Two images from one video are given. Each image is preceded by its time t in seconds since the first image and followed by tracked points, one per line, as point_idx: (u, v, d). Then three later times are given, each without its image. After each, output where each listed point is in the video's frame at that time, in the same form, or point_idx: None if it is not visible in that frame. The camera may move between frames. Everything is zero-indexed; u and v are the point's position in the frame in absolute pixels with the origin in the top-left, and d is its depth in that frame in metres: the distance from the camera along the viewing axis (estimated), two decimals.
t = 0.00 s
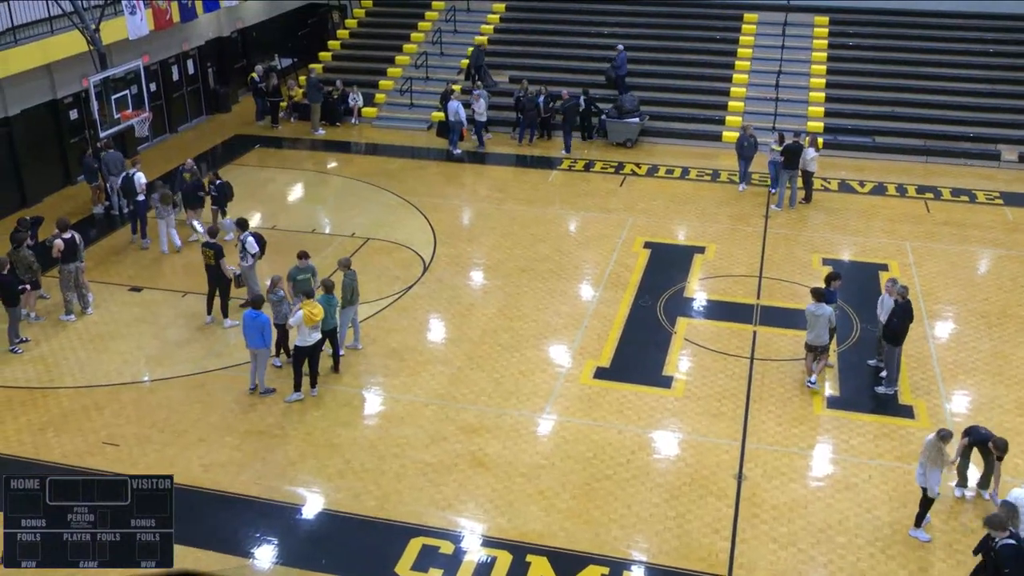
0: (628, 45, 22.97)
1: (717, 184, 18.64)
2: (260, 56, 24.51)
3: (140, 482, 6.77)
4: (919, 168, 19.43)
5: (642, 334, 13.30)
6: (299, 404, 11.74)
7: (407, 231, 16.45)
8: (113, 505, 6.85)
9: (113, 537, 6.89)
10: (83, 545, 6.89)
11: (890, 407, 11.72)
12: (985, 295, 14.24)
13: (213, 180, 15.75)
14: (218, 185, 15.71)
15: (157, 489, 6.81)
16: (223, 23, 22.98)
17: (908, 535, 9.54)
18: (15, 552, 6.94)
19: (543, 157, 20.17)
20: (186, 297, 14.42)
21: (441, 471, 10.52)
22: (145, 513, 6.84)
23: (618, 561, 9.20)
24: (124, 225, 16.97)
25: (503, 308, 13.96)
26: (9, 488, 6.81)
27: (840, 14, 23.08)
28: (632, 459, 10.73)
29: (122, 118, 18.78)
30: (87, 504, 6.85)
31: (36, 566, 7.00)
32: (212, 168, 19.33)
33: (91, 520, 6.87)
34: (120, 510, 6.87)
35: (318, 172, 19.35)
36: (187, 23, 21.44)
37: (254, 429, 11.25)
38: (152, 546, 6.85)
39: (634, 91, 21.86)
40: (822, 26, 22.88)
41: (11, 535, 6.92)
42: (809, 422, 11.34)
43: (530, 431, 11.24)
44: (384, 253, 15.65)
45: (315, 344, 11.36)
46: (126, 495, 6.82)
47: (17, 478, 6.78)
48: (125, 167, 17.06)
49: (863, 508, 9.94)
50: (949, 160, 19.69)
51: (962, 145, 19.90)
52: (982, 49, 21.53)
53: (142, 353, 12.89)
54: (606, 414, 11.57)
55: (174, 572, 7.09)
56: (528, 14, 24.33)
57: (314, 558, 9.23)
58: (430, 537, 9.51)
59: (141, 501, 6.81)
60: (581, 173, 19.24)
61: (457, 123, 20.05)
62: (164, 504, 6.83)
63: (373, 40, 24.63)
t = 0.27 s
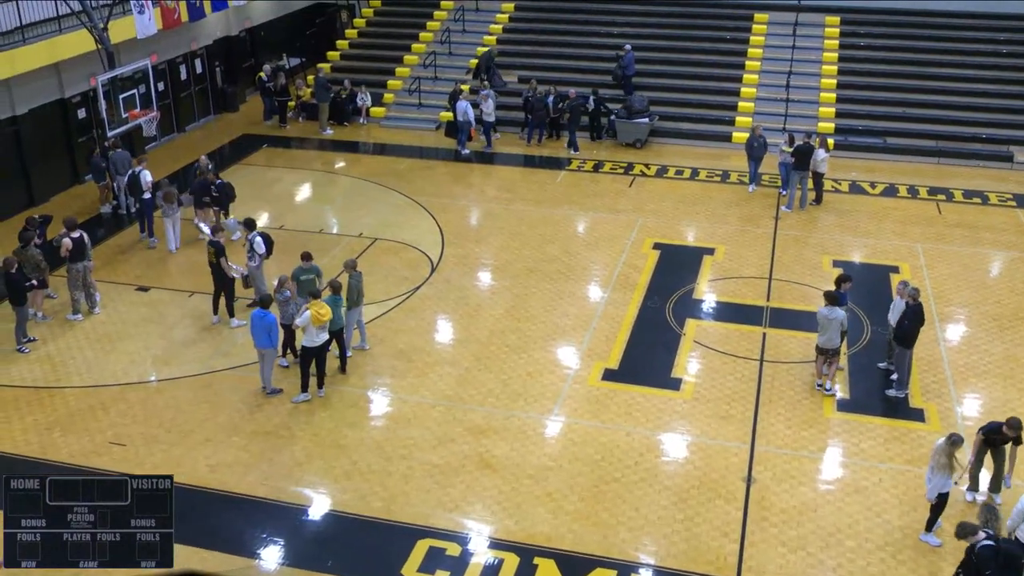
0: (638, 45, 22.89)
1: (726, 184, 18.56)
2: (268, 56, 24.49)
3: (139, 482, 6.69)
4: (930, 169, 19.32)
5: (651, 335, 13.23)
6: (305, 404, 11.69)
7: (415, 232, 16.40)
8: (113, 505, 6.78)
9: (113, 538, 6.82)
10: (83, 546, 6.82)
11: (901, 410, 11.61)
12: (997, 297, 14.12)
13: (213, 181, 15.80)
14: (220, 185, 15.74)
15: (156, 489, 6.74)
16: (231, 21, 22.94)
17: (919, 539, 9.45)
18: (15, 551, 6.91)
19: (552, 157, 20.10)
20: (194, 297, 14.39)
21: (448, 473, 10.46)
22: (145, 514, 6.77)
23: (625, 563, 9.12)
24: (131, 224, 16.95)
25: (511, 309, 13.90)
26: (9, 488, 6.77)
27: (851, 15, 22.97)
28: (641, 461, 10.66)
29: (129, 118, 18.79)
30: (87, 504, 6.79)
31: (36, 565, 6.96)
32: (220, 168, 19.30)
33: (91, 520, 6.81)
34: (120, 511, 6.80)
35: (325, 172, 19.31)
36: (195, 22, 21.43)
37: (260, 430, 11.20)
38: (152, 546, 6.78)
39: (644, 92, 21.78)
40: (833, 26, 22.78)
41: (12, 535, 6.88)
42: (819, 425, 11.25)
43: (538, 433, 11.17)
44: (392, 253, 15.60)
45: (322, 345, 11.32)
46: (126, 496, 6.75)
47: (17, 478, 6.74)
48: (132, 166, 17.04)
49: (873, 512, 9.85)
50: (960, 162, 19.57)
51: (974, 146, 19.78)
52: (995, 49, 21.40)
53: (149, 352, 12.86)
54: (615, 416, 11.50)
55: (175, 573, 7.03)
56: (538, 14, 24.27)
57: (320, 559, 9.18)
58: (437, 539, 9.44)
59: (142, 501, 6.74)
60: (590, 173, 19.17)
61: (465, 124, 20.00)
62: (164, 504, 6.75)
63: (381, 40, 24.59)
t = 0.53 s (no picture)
0: (644, 44, 22.82)
1: (732, 185, 18.49)
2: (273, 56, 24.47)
3: (139, 482, 6.64)
4: (937, 170, 19.23)
5: (656, 336, 13.17)
6: (309, 405, 11.65)
7: (419, 232, 16.36)
8: (113, 505, 6.73)
9: (113, 538, 6.77)
10: (83, 546, 6.78)
11: (908, 412, 11.55)
12: (1004, 299, 14.04)
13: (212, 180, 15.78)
14: (218, 185, 15.68)
15: (156, 489, 6.69)
16: (235, 22, 22.98)
17: (925, 543, 9.38)
18: (15, 551, 6.88)
19: (557, 157, 20.04)
20: (198, 297, 14.36)
21: (451, 474, 10.41)
22: (145, 514, 6.71)
23: (630, 566, 9.07)
24: (135, 224, 16.91)
25: (515, 310, 13.85)
26: (9, 488, 6.74)
27: (858, 14, 22.88)
28: (646, 463, 10.60)
29: (134, 117, 18.71)
30: (87, 504, 6.75)
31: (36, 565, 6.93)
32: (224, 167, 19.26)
33: (91, 520, 6.77)
34: (120, 510, 6.75)
35: (330, 172, 19.27)
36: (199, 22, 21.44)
37: (264, 430, 11.16)
38: (152, 546, 6.73)
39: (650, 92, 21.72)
40: (839, 26, 22.69)
41: (12, 535, 6.84)
42: (825, 427, 11.18)
43: (543, 434, 11.12)
44: (396, 254, 15.56)
45: (327, 345, 11.27)
46: (126, 495, 6.69)
47: (17, 478, 6.71)
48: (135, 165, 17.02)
49: (880, 514, 9.78)
50: (968, 162, 19.48)
51: (982, 147, 19.69)
52: (1003, 49, 21.31)
53: (152, 352, 12.82)
54: (620, 417, 11.44)
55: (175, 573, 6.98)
56: (543, 14, 24.21)
57: (323, 560, 9.13)
58: (441, 540, 9.39)
59: (141, 501, 6.69)
60: (596, 173, 19.11)
61: (469, 123, 19.94)
62: (163, 503, 6.70)
63: (386, 39, 24.55)
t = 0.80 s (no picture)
0: (645, 44, 22.80)
1: (733, 185, 18.47)
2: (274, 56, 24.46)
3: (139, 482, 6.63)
4: (939, 170, 19.20)
5: (657, 337, 13.15)
6: (309, 405, 11.63)
7: (419, 232, 16.34)
8: (113, 505, 6.72)
9: (113, 538, 6.75)
10: (83, 546, 6.77)
11: (909, 412, 11.52)
12: (1006, 299, 14.01)
13: (208, 181, 15.76)
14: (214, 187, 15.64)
15: (156, 489, 6.68)
16: (235, 21, 22.97)
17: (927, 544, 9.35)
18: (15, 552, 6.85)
19: (558, 157, 20.01)
20: (198, 297, 14.34)
21: (452, 475, 10.39)
22: (145, 514, 6.69)
23: (631, 566, 9.05)
24: (136, 224, 16.89)
25: (516, 310, 13.83)
26: (9, 488, 6.72)
27: (859, 14, 22.86)
28: (647, 464, 10.58)
29: (135, 117, 18.73)
30: (87, 504, 6.74)
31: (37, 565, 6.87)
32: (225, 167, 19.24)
33: (91, 520, 6.75)
34: (120, 511, 6.73)
35: (331, 172, 19.25)
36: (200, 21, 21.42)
37: (264, 431, 11.14)
38: (152, 547, 6.71)
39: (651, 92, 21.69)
40: (841, 26, 22.67)
41: (12, 535, 6.82)
42: (827, 428, 11.16)
43: (543, 434, 11.10)
44: (397, 254, 15.54)
45: (327, 345, 11.24)
46: (126, 495, 6.68)
47: (17, 478, 6.70)
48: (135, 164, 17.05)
49: (881, 515, 9.76)
50: (970, 162, 19.45)
51: (984, 147, 19.66)
52: (1005, 49, 21.28)
53: (152, 352, 12.81)
54: (621, 418, 11.42)
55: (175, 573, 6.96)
56: (544, 14, 24.19)
57: (324, 561, 9.11)
58: (442, 540, 9.38)
59: (142, 501, 6.68)
60: (597, 173, 19.08)
61: (470, 123, 19.91)
62: (164, 504, 6.69)
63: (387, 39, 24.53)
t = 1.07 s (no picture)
0: (645, 44, 22.79)
1: (732, 185, 18.47)
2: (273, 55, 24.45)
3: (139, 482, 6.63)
4: (939, 170, 19.20)
5: (657, 337, 13.15)
6: (309, 405, 11.62)
7: (419, 231, 16.33)
8: (113, 505, 6.71)
9: (113, 538, 6.75)
10: (83, 546, 6.76)
11: (909, 412, 11.52)
12: (1006, 299, 14.01)
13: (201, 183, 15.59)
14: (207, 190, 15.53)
15: (156, 489, 6.68)
16: (235, 22, 22.92)
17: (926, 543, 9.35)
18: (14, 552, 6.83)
19: (558, 157, 20.00)
20: (198, 297, 14.34)
21: (452, 475, 10.38)
22: (145, 514, 6.69)
23: (630, 566, 9.04)
24: (135, 224, 16.88)
25: (516, 310, 13.82)
26: (9, 488, 6.71)
27: (859, 14, 22.86)
28: (646, 464, 10.57)
29: (133, 116, 18.86)
30: (87, 504, 6.73)
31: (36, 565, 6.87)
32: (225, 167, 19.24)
33: (91, 520, 6.75)
34: (120, 511, 6.73)
35: (330, 172, 19.24)
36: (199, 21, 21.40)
37: (264, 431, 11.14)
38: (152, 547, 6.70)
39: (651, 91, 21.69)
40: (841, 26, 22.67)
41: (11, 535, 6.81)
42: (826, 428, 11.15)
43: (543, 434, 11.09)
44: (396, 254, 15.53)
45: (326, 346, 11.24)
46: (126, 495, 6.68)
47: (16, 478, 6.69)
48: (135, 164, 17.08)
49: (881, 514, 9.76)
50: (970, 162, 19.45)
51: (984, 147, 19.67)
52: (1005, 49, 21.29)
53: (152, 352, 12.80)
54: (620, 418, 11.42)
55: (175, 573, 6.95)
56: (544, 14, 24.19)
57: (323, 561, 9.11)
58: (441, 540, 9.37)
59: (142, 501, 6.67)
60: (597, 173, 19.08)
61: (470, 123, 19.89)
62: (164, 504, 6.68)
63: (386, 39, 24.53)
